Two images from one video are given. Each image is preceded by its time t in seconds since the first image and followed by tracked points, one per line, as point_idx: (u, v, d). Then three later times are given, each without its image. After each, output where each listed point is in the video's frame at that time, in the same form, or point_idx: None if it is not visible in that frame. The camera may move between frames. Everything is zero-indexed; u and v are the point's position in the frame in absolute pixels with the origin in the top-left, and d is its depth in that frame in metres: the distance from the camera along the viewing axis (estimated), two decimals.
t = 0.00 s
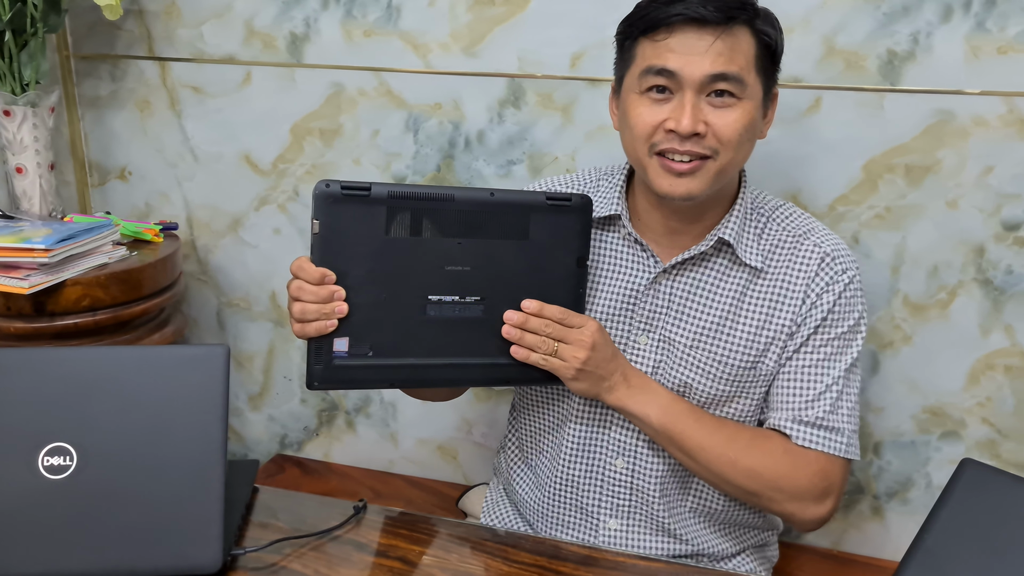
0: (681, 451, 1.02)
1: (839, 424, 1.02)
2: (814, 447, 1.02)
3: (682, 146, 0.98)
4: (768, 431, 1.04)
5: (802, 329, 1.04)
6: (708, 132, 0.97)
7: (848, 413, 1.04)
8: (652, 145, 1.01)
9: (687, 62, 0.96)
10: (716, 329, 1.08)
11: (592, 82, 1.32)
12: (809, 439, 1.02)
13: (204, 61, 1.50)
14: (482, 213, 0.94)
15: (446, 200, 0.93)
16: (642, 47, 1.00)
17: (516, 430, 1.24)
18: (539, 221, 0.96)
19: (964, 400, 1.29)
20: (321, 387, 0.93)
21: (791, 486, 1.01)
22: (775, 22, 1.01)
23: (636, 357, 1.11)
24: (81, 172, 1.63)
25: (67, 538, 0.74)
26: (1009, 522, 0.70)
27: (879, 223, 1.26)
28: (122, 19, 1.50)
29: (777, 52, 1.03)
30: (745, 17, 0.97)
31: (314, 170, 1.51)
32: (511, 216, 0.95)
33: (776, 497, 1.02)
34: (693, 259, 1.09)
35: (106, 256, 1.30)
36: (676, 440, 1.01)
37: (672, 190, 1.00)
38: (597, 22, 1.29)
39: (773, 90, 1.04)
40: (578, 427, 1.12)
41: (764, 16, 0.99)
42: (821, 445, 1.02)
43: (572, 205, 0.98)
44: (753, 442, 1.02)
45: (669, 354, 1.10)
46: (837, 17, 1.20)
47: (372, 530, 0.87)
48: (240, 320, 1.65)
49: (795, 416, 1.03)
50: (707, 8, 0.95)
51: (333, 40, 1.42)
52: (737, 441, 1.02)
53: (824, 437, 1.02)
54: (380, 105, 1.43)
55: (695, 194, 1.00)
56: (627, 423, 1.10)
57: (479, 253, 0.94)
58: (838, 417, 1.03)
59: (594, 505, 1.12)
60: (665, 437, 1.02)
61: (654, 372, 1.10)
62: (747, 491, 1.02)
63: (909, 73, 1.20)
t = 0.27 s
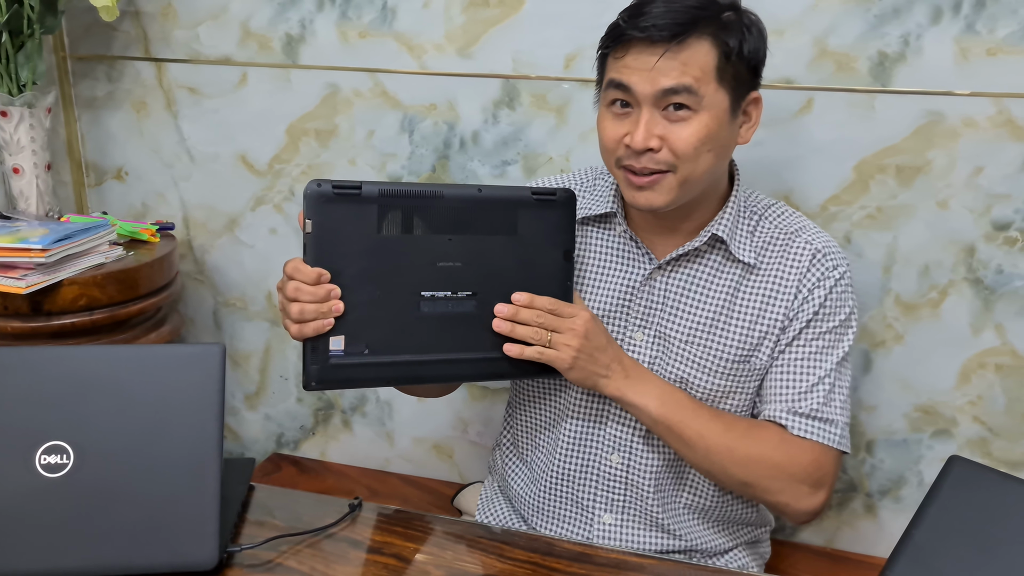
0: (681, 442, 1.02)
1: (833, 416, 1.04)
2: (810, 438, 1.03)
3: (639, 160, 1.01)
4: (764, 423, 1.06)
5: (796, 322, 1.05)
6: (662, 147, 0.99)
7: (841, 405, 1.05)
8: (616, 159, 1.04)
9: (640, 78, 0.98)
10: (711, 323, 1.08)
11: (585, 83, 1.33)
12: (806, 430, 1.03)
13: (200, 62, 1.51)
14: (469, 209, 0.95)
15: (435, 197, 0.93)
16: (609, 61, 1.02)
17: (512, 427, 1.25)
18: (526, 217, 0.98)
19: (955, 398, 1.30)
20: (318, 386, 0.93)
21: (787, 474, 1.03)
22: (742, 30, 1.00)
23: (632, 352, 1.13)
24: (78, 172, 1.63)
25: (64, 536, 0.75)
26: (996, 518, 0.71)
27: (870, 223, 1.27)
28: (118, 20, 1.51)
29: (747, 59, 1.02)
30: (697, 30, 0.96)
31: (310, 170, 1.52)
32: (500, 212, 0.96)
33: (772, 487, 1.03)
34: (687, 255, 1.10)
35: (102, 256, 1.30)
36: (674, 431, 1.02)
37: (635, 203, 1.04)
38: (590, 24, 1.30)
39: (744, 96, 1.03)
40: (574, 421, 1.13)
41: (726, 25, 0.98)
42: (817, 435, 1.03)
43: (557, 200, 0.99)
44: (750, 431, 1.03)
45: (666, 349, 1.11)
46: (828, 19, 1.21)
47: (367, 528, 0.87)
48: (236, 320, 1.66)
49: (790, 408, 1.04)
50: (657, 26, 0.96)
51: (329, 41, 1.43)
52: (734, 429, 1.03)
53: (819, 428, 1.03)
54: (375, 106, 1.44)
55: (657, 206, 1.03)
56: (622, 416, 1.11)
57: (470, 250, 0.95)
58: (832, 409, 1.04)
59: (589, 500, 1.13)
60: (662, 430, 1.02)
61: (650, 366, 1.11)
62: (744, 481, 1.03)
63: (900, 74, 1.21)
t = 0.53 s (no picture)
0: (709, 390, 0.91)
1: (844, 383, 0.99)
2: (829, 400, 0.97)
3: (624, 166, 1.02)
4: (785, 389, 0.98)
5: (791, 300, 1.04)
6: (646, 152, 1.00)
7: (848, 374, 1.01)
8: (601, 164, 1.05)
9: (621, 85, 0.99)
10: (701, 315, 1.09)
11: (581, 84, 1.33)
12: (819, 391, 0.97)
13: (197, 64, 1.51)
14: (461, 207, 0.96)
15: (428, 198, 0.95)
16: (592, 70, 1.04)
17: (509, 425, 1.26)
18: (517, 214, 0.99)
19: (948, 397, 1.31)
20: (322, 392, 0.93)
21: (813, 437, 0.94)
22: (722, 35, 1.01)
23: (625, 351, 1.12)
24: (75, 173, 1.64)
25: (62, 536, 0.75)
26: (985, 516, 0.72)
27: (863, 223, 1.28)
28: (115, 22, 1.51)
29: (728, 63, 1.02)
30: (675, 36, 0.97)
31: (307, 172, 1.52)
32: (490, 210, 0.98)
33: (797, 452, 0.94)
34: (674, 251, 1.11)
35: (99, 257, 1.31)
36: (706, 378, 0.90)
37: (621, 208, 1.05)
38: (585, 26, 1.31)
39: (726, 98, 1.04)
40: (570, 418, 1.14)
41: (704, 30, 0.99)
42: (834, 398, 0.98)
43: (545, 195, 1.00)
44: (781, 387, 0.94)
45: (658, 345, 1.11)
46: (821, 21, 1.22)
47: (363, 527, 0.88)
48: (233, 320, 1.66)
49: (804, 371, 0.99)
50: (636, 35, 0.97)
51: (325, 43, 1.43)
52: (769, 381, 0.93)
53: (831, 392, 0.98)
54: (371, 107, 1.45)
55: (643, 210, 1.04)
56: (618, 411, 1.12)
57: (463, 248, 0.97)
58: (841, 376, 1.00)
59: (584, 497, 1.14)
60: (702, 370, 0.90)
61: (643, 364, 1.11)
62: (779, 441, 0.92)
63: (893, 76, 1.22)
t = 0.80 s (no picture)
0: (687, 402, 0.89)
1: (831, 374, 0.98)
2: (814, 393, 0.96)
3: (611, 152, 1.02)
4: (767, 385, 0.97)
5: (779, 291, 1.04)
6: (634, 137, 1.01)
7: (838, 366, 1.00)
8: (589, 153, 1.05)
9: (608, 72, 1.00)
10: (692, 310, 1.10)
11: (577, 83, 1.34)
12: (806, 386, 0.96)
13: (194, 63, 1.51)
14: (454, 213, 0.96)
15: (420, 205, 0.95)
16: (580, 60, 1.05)
17: (505, 424, 1.27)
18: (509, 219, 0.99)
19: (943, 395, 1.32)
20: (319, 399, 0.94)
21: (798, 436, 0.93)
22: (706, 24, 1.03)
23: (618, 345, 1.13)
24: (72, 172, 1.64)
25: (60, 533, 0.76)
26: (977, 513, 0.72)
27: (859, 222, 1.29)
28: (112, 21, 1.52)
29: (713, 53, 1.04)
30: (662, 24, 0.99)
31: (303, 170, 1.52)
32: (483, 216, 0.98)
33: (782, 455, 0.93)
34: (665, 245, 1.12)
35: (97, 255, 1.31)
36: (685, 391, 0.88)
37: (609, 195, 1.05)
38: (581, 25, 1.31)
39: (712, 89, 1.06)
40: (568, 415, 1.15)
41: (690, 20, 1.02)
42: (820, 391, 0.96)
43: (537, 201, 1.01)
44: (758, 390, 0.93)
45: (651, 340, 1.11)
46: (817, 20, 1.23)
47: (359, 525, 0.88)
48: (230, 319, 1.66)
49: (788, 363, 0.98)
50: (622, 22, 0.99)
51: (322, 42, 1.44)
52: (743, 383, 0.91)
53: (818, 386, 0.97)
54: (368, 106, 1.45)
55: (631, 196, 1.04)
56: (615, 408, 1.12)
57: (457, 254, 0.97)
58: (829, 367, 0.99)
59: (580, 493, 1.14)
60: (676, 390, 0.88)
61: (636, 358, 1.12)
62: (762, 449, 0.91)
63: (887, 75, 1.22)
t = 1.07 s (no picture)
0: (646, 436, 1.04)
1: (807, 400, 1.05)
2: (782, 422, 1.05)
3: (600, 154, 1.03)
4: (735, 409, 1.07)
5: (765, 304, 1.07)
6: (622, 140, 1.02)
7: (818, 388, 1.06)
8: (577, 154, 1.06)
9: (599, 74, 1.01)
10: (681, 313, 1.11)
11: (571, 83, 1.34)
12: (778, 415, 1.05)
13: (190, 62, 1.52)
14: (449, 223, 0.97)
15: (416, 212, 0.96)
16: (571, 59, 1.06)
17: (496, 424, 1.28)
18: (503, 229, 1.00)
19: (933, 392, 1.33)
20: (304, 401, 0.95)
21: (757, 461, 1.04)
22: (697, 28, 1.04)
23: (607, 347, 1.14)
24: (68, 171, 1.64)
25: (57, 529, 0.76)
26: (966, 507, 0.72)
27: (850, 220, 1.30)
28: (108, 21, 1.52)
29: (702, 57, 1.05)
30: (654, 26, 1.00)
31: (299, 169, 1.53)
32: (478, 225, 0.99)
33: (741, 475, 1.05)
34: (654, 247, 1.12)
35: (93, 255, 1.32)
36: (640, 426, 1.03)
37: (596, 197, 1.06)
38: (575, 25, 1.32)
39: (700, 93, 1.07)
40: (556, 415, 1.16)
41: (682, 23, 1.02)
42: (789, 419, 1.05)
43: (535, 211, 1.02)
44: (717, 422, 1.04)
45: (640, 342, 1.13)
46: (808, 20, 1.24)
47: (354, 521, 0.89)
48: (226, 318, 1.67)
49: (764, 393, 1.06)
50: (615, 24, 0.99)
51: (317, 41, 1.44)
52: (702, 421, 1.04)
53: (793, 414, 1.05)
54: (363, 105, 1.46)
55: (616, 198, 1.05)
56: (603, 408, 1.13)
57: (449, 262, 0.97)
58: (807, 393, 1.05)
59: (571, 492, 1.16)
60: (629, 426, 1.04)
61: (626, 360, 1.14)
62: (714, 472, 1.05)
63: (879, 74, 1.23)
